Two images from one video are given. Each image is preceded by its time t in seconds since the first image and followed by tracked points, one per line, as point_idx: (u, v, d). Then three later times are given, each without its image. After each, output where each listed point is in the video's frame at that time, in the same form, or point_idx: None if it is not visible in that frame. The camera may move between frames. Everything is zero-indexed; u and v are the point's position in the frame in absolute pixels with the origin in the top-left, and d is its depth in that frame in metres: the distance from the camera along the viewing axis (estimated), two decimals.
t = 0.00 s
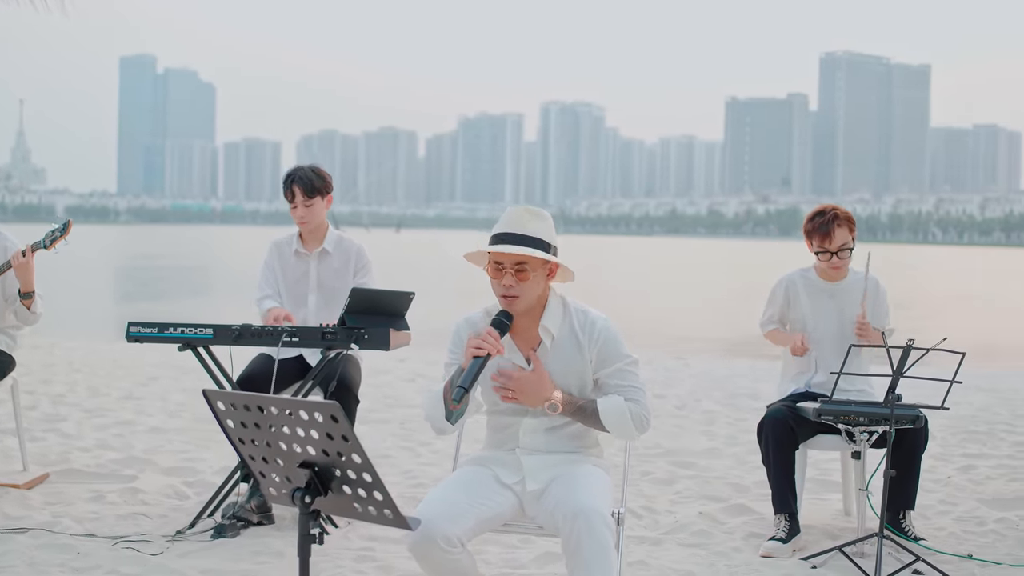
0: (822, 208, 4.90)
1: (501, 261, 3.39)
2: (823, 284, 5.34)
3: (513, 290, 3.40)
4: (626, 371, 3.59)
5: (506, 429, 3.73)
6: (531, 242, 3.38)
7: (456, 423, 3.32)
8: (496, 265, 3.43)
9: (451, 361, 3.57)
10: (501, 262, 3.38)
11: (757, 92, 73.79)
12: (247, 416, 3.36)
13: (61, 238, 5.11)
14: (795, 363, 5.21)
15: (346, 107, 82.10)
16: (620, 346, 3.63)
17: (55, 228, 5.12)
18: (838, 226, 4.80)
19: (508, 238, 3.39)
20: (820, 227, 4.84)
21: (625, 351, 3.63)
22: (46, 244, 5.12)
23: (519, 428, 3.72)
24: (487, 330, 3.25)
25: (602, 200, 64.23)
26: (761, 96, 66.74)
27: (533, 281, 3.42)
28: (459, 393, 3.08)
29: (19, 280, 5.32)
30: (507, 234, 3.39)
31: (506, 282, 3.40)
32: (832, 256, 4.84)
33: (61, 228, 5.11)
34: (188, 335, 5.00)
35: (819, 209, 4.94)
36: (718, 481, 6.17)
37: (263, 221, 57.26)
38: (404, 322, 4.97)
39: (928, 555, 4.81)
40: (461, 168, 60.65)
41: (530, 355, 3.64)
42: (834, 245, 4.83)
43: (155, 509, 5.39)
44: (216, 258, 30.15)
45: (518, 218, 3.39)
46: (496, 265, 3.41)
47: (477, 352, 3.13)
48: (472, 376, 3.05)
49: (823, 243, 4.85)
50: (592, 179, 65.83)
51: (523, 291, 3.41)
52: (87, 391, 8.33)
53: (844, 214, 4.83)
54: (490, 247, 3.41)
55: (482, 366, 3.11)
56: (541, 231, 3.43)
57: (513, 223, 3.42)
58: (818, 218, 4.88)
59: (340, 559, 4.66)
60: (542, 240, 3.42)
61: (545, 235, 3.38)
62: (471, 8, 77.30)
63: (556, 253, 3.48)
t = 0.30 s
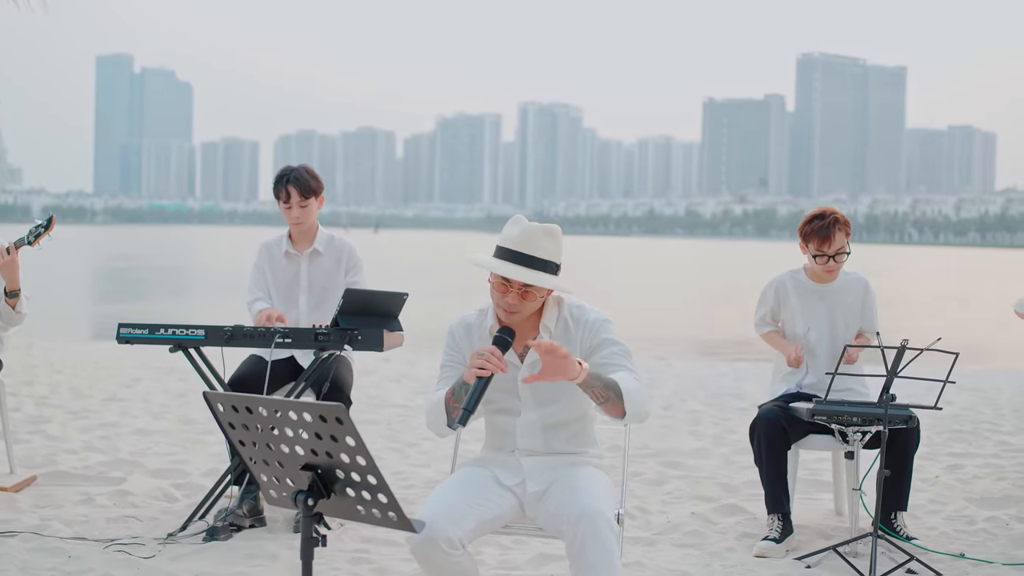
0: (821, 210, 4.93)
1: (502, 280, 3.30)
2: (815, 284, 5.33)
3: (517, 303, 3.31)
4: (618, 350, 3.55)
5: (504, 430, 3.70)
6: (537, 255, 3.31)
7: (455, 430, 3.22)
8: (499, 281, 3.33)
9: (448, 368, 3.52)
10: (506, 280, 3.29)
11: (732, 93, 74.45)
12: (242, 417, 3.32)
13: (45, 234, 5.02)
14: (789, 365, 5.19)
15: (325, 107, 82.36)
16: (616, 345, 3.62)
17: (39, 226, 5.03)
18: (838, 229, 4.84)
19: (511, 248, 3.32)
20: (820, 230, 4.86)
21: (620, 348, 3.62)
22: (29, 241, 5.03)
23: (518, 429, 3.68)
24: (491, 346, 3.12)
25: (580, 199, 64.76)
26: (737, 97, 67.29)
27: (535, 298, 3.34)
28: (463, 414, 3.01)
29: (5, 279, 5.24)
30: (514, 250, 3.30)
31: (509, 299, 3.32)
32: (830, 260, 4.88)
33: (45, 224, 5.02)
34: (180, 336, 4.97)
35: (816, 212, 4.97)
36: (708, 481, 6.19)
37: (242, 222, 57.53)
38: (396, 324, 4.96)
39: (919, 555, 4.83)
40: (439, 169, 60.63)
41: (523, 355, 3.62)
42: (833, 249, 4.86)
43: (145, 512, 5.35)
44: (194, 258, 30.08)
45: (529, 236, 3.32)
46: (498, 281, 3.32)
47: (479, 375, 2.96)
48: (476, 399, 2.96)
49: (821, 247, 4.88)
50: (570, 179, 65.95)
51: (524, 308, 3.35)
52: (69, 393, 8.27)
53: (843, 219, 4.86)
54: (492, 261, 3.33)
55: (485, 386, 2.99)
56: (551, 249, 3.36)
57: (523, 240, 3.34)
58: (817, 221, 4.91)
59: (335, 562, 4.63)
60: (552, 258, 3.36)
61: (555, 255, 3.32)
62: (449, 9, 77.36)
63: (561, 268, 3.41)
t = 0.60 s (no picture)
0: (830, 207, 5.15)
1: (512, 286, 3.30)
2: (808, 282, 5.35)
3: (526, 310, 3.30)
4: (613, 370, 3.54)
5: (506, 432, 3.68)
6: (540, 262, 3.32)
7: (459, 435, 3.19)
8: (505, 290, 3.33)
9: (450, 373, 3.51)
10: (513, 286, 3.29)
11: (710, 92, 74.76)
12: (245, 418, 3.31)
13: (39, 238, 4.99)
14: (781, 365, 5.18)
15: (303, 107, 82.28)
16: (617, 352, 3.61)
17: (33, 227, 5.00)
18: (848, 229, 5.08)
19: (518, 255, 3.32)
20: (833, 226, 5.08)
21: (621, 353, 3.60)
22: (23, 244, 4.98)
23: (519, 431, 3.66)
24: (494, 353, 3.09)
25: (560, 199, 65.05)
26: (716, 97, 67.67)
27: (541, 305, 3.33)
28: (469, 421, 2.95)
29: None
30: (523, 254, 3.32)
31: (516, 304, 3.32)
32: (837, 256, 5.12)
33: (39, 227, 4.99)
34: (173, 337, 4.93)
35: (823, 209, 5.17)
36: (699, 480, 6.19)
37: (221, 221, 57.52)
38: (392, 324, 4.94)
39: (913, 552, 4.84)
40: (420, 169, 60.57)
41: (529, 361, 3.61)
42: (843, 245, 5.11)
43: (136, 513, 5.31)
44: (174, 257, 30.00)
45: (534, 240, 3.33)
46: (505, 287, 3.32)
47: (484, 382, 2.95)
48: (483, 405, 2.90)
49: (834, 243, 5.11)
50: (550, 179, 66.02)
51: (532, 313, 3.34)
52: (53, 394, 8.19)
53: (852, 217, 5.11)
54: (498, 269, 3.33)
55: (491, 393, 2.97)
56: (556, 252, 3.36)
57: (528, 244, 3.35)
58: (831, 217, 5.12)
59: (331, 562, 4.61)
60: (558, 262, 3.35)
61: (562, 258, 3.32)
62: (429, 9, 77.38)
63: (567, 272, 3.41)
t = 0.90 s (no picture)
0: (815, 210, 5.17)
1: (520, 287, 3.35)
2: (803, 285, 5.39)
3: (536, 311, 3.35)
4: (619, 382, 3.54)
5: (510, 433, 3.67)
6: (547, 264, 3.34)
7: (467, 432, 3.38)
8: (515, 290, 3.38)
9: (460, 373, 3.53)
10: (524, 285, 3.33)
11: (689, 92, 74.95)
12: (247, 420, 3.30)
13: (33, 241, 5.03)
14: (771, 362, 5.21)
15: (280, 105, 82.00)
16: (627, 356, 3.59)
17: (27, 231, 5.03)
18: (833, 229, 5.09)
19: (527, 257, 3.35)
20: (814, 230, 5.12)
21: (630, 359, 3.60)
22: (16, 247, 5.02)
23: (524, 434, 3.65)
24: (508, 353, 3.24)
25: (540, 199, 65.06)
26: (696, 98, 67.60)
27: (552, 307, 3.38)
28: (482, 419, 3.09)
29: None
30: (531, 254, 3.35)
31: (527, 304, 3.35)
32: (827, 256, 5.13)
33: (33, 231, 5.03)
34: (166, 338, 4.91)
35: (810, 210, 5.20)
36: (690, 481, 6.20)
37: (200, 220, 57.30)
38: (386, 324, 4.92)
39: (908, 552, 4.86)
40: (399, 170, 60.01)
41: (540, 363, 3.62)
42: (831, 246, 5.11)
43: (128, 515, 5.28)
44: (155, 258, 29.88)
45: (537, 239, 3.36)
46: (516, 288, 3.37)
47: (501, 384, 3.10)
48: (495, 406, 3.05)
49: (818, 245, 5.12)
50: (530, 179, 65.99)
51: (544, 312, 3.37)
52: (39, 395, 8.14)
53: (835, 217, 5.11)
54: (506, 270, 3.38)
55: (504, 395, 3.13)
56: (561, 249, 3.39)
57: (531, 244, 3.38)
58: (811, 219, 5.15)
59: (328, 564, 4.60)
60: (562, 259, 3.38)
61: (568, 255, 3.35)
62: (408, 9, 77.08)
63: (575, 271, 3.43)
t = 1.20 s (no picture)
0: (798, 210, 5.09)
1: (532, 276, 3.43)
2: (794, 285, 5.40)
3: (549, 304, 3.43)
4: (628, 386, 3.58)
5: (517, 433, 3.70)
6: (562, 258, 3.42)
7: (474, 431, 3.46)
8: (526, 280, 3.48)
9: (468, 367, 3.66)
10: (535, 277, 3.41)
11: (666, 94, 75.34)
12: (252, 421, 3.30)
13: (21, 240, 5.01)
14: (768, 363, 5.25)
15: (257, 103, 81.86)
16: (633, 357, 3.64)
17: (15, 231, 5.01)
18: (814, 230, 5.01)
19: (541, 250, 3.43)
20: (797, 231, 5.05)
21: (635, 361, 3.63)
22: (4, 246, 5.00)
23: (530, 433, 3.68)
24: (521, 348, 3.33)
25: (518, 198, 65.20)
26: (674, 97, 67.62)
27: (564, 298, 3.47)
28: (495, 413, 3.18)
29: None
30: (543, 247, 3.43)
31: (540, 298, 3.41)
32: (808, 260, 5.08)
33: (21, 230, 5.00)
34: (157, 338, 4.88)
35: (794, 211, 5.12)
36: (680, 480, 6.21)
37: (174, 220, 57.12)
38: (379, 325, 4.92)
39: (900, 551, 4.88)
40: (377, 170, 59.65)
41: (551, 364, 3.65)
42: (812, 250, 5.06)
43: (118, 517, 5.24)
44: (133, 257, 29.67)
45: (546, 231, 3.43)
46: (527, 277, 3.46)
47: (512, 379, 3.19)
48: (508, 399, 3.14)
49: (800, 248, 5.07)
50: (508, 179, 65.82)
51: (556, 306, 3.43)
52: (22, 397, 8.08)
53: (819, 218, 5.02)
54: (520, 264, 3.45)
55: (517, 388, 3.21)
56: (570, 242, 3.45)
57: (539, 237, 3.45)
58: (794, 221, 5.08)
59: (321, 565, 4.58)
60: (574, 252, 3.44)
61: (579, 249, 3.42)
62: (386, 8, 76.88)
63: (585, 265, 3.50)
